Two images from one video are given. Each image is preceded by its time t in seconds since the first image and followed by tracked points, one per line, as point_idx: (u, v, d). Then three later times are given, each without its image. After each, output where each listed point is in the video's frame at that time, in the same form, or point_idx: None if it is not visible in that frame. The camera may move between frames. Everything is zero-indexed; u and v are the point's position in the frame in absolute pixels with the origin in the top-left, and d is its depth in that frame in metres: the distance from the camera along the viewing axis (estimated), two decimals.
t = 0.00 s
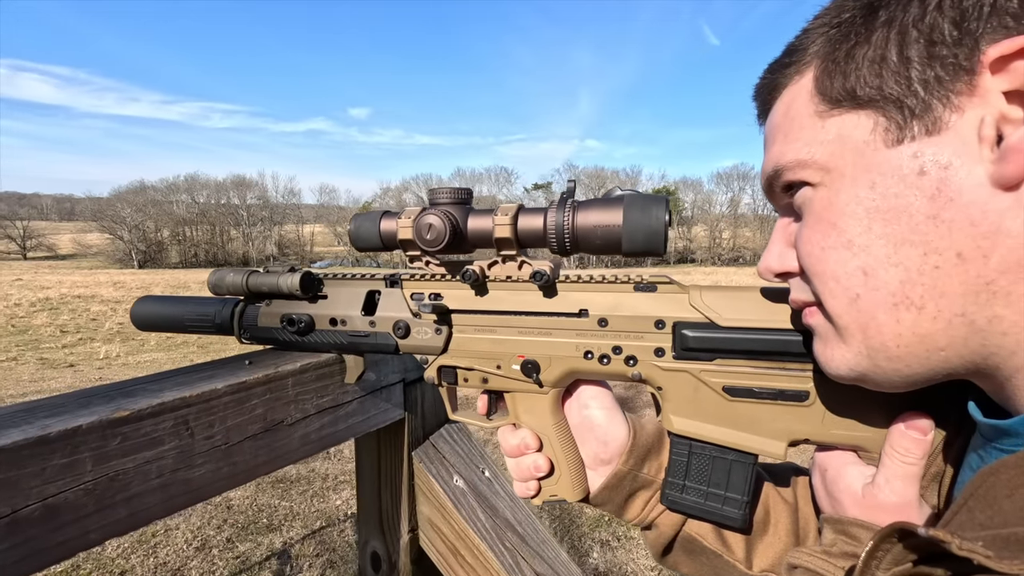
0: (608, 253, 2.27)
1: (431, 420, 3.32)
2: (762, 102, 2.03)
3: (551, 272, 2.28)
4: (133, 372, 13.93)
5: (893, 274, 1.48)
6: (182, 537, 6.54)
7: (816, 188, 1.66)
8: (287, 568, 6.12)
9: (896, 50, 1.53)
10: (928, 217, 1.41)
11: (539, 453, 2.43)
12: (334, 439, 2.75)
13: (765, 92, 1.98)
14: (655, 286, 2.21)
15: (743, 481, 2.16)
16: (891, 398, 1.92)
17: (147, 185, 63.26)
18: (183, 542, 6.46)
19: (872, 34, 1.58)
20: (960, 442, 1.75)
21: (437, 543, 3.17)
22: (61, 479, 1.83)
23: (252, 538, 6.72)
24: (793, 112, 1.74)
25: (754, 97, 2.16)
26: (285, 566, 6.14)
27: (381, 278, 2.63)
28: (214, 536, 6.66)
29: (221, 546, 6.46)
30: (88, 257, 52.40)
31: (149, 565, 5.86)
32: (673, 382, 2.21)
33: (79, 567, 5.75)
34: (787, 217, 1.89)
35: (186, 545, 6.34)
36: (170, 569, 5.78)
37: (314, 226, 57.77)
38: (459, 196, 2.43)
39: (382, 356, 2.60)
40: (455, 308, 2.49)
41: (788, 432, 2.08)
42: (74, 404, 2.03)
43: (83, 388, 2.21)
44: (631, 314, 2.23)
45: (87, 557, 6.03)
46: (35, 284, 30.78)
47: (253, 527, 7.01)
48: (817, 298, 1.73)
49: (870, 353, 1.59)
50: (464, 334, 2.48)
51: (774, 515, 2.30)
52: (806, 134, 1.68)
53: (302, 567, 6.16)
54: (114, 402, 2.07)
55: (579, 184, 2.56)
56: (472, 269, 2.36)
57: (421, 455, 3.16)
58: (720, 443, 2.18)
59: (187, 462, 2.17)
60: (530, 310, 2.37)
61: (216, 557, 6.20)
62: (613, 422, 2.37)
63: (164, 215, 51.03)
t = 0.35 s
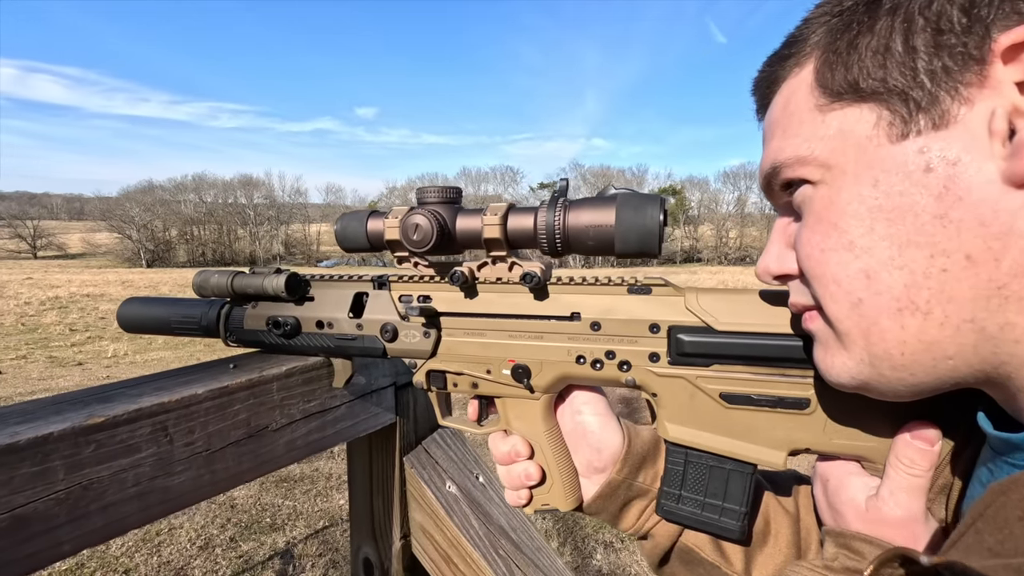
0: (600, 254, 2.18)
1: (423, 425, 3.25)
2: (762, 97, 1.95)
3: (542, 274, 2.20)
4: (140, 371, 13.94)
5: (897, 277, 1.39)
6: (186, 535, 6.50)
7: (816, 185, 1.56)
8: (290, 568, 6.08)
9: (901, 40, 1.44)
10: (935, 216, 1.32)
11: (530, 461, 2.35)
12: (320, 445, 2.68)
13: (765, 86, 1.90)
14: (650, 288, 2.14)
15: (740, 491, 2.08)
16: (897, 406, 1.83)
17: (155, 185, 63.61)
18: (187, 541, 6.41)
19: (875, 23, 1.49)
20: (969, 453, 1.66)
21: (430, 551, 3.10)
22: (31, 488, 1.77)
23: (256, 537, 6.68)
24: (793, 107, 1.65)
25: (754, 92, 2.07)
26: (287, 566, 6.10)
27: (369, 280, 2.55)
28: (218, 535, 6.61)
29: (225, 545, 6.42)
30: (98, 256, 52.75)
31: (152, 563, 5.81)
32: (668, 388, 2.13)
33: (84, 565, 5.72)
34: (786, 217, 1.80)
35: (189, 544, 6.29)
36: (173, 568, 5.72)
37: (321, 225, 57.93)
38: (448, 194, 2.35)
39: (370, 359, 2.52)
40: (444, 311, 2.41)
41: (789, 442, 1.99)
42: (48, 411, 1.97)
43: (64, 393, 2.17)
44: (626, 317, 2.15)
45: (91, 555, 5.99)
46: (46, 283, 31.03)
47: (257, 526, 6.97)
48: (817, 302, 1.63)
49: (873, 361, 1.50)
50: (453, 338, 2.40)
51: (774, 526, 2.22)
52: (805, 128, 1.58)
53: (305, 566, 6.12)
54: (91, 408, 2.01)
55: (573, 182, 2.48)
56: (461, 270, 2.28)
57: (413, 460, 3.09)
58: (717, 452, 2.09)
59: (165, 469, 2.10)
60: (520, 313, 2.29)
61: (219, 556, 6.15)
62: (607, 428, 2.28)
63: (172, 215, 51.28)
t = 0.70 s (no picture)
0: (622, 261, 2.07)
1: (433, 434, 3.16)
2: (794, 96, 1.82)
3: (561, 281, 2.10)
4: (148, 369, 13.91)
5: (954, 290, 1.28)
6: (193, 535, 6.43)
7: (860, 191, 1.45)
8: (297, 568, 6.01)
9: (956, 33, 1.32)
10: (999, 225, 1.21)
11: (546, 477, 2.25)
12: (328, 457, 2.59)
13: (799, 84, 1.76)
14: (674, 297, 2.03)
15: (770, 514, 1.97)
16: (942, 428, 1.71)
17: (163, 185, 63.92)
18: (194, 541, 6.34)
19: (927, 15, 1.36)
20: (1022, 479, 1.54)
21: (440, 564, 3.00)
22: (26, 508, 1.68)
23: (262, 537, 6.60)
24: (833, 107, 1.53)
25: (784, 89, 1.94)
26: (294, 567, 6.03)
27: (379, 286, 2.46)
28: (225, 535, 6.54)
29: (232, 545, 6.34)
30: (106, 255, 52.99)
31: (160, 563, 5.74)
32: (694, 403, 2.02)
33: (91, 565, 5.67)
34: (822, 223, 1.69)
35: (196, 543, 6.22)
36: (179, 569, 5.65)
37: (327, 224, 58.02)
38: (461, 198, 2.27)
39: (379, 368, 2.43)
40: (457, 319, 2.31)
41: (824, 461, 1.88)
42: (44, 425, 1.88)
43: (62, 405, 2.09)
44: (649, 327, 2.04)
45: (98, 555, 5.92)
46: (55, 282, 31.20)
47: (263, 526, 6.89)
48: (861, 317, 1.52)
49: (925, 380, 1.39)
50: (467, 347, 2.30)
51: (804, 548, 2.14)
52: (848, 130, 1.47)
53: (312, 567, 6.04)
54: (89, 421, 1.92)
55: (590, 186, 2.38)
56: (475, 277, 2.18)
57: (424, 471, 3.00)
58: (746, 470, 1.98)
59: (167, 485, 2.01)
60: (537, 322, 2.19)
61: (226, 556, 6.08)
62: (629, 445, 2.17)
63: (180, 214, 51.47)
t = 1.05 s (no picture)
0: (673, 265, 1.95)
1: (461, 441, 3.06)
2: (867, 90, 1.69)
3: (607, 286, 1.98)
4: (155, 367, 13.86)
5: None
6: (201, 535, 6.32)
7: (953, 189, 1.33)
8: (306, 569, 5.91)
9: None
10: None
11: (590, 491, 2.13)
12: (357, 468, 2.49)
13: (874, 75, 1.63)
14: (730, 303, 1.90)
15: (832, 533, 1.87)
16: None
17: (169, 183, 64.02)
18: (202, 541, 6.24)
19: None
20: None
21: None
22: (50, 529, 1.59)
23: (271, 537, 6.49)
24: (922, 98, 1.42)
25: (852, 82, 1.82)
26: (303, 567, 5.92)
27: (411, 290, 2.34)
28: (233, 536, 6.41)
29: (240, 545, 6.24)
30: (112, 254, 53.10)
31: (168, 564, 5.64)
32: (752, 416, 1.89)
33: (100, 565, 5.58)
34: (901, 223, 1.56)
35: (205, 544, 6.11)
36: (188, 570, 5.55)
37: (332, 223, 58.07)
38: (499, 199, 2.14)
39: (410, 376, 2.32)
40: (494, 325, 2.19)
41: (894, 478, 1.74)
42: (68, 439, 1.79)
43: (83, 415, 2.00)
44: (703, 335, 1.92)
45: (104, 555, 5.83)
46: (63, 281, 31.27)
47: (271, 527, 6.79)
48: (951, 325, 1.40)
49: None
50: (505, 355, 2.19)
51: (861, 566, 2.04)
52: (942, 122, 1.35)
53: (321, 568, 5.94)
54: (114, 435, 1.82)
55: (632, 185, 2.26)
56: (515, 281, 2.07)
57: (451, 481, 2.90)
58: (808, 488, 1.86)
59: (195, 501, 1.91)
60: (581, 329, 2.07)
61: (235, 556, 5.98)
62: (679, 458, 2.06)
63: (186, 213, 51.57)
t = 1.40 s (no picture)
0: (739, 270, 1.81)
1: (495, 451, 2.93)
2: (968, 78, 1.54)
3: (667, 293, 1.84)
4: (163, 366, 13.77)
5: None
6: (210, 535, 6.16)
7: None
8: (316, 571, 5.74)
9: None
10: None
11: (645, 511, 2.02)
12: (390, 482, 2.36)
13: (979, 61, 1.47)
14: (802, 311, 1.75)
15: (915, 561, 1.72)
16: None
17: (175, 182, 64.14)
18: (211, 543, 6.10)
19: None
20: None
21: None
22: (77, 557, 1.47)
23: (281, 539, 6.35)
24: None
25: (949, 70, 1.66)
26: (313, 568, 5.75)
27: (449, 296, 2.20)
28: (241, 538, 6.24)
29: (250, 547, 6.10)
30: (119, 253, 53.21)
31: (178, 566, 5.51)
32: (827, 433, 1.76)
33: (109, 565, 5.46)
34: (1015, 224, 1.41)
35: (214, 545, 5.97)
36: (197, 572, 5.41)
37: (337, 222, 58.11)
38: (547, 198, 2.01)
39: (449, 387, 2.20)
40: (541, 333, 2.06)
41: (987, 502, 1.58)
42: (92, 458, 1.67)
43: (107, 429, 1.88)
44: (772, 346, 1.77)
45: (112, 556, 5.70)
46: (70, 279, 31.34)
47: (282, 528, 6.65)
48: None
49: None
50: (553, 366, 2.05)
51: None
52: None
53: (331, 570, 5.77)
54: (142, 452, 1.70)
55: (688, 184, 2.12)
56: (565, 286, 1.94)
57: (486, 494, 2.77)
58: (888, 512, 1.73)
59: (227, 523, 1.78)
60: (636, 338, 1.93)
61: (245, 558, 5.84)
62: (741, 476, 1.90)
63: (192, 211, 51.64)
